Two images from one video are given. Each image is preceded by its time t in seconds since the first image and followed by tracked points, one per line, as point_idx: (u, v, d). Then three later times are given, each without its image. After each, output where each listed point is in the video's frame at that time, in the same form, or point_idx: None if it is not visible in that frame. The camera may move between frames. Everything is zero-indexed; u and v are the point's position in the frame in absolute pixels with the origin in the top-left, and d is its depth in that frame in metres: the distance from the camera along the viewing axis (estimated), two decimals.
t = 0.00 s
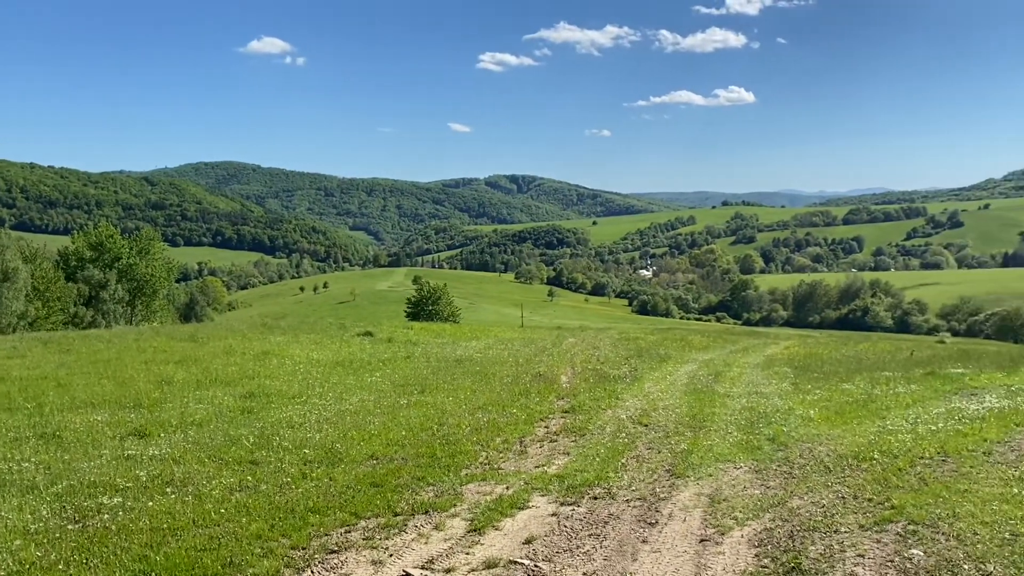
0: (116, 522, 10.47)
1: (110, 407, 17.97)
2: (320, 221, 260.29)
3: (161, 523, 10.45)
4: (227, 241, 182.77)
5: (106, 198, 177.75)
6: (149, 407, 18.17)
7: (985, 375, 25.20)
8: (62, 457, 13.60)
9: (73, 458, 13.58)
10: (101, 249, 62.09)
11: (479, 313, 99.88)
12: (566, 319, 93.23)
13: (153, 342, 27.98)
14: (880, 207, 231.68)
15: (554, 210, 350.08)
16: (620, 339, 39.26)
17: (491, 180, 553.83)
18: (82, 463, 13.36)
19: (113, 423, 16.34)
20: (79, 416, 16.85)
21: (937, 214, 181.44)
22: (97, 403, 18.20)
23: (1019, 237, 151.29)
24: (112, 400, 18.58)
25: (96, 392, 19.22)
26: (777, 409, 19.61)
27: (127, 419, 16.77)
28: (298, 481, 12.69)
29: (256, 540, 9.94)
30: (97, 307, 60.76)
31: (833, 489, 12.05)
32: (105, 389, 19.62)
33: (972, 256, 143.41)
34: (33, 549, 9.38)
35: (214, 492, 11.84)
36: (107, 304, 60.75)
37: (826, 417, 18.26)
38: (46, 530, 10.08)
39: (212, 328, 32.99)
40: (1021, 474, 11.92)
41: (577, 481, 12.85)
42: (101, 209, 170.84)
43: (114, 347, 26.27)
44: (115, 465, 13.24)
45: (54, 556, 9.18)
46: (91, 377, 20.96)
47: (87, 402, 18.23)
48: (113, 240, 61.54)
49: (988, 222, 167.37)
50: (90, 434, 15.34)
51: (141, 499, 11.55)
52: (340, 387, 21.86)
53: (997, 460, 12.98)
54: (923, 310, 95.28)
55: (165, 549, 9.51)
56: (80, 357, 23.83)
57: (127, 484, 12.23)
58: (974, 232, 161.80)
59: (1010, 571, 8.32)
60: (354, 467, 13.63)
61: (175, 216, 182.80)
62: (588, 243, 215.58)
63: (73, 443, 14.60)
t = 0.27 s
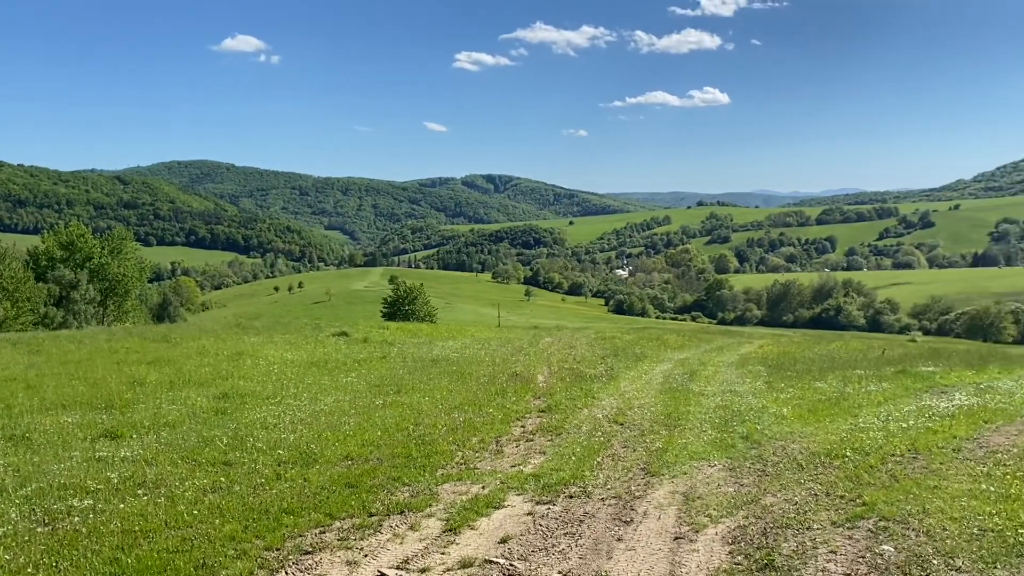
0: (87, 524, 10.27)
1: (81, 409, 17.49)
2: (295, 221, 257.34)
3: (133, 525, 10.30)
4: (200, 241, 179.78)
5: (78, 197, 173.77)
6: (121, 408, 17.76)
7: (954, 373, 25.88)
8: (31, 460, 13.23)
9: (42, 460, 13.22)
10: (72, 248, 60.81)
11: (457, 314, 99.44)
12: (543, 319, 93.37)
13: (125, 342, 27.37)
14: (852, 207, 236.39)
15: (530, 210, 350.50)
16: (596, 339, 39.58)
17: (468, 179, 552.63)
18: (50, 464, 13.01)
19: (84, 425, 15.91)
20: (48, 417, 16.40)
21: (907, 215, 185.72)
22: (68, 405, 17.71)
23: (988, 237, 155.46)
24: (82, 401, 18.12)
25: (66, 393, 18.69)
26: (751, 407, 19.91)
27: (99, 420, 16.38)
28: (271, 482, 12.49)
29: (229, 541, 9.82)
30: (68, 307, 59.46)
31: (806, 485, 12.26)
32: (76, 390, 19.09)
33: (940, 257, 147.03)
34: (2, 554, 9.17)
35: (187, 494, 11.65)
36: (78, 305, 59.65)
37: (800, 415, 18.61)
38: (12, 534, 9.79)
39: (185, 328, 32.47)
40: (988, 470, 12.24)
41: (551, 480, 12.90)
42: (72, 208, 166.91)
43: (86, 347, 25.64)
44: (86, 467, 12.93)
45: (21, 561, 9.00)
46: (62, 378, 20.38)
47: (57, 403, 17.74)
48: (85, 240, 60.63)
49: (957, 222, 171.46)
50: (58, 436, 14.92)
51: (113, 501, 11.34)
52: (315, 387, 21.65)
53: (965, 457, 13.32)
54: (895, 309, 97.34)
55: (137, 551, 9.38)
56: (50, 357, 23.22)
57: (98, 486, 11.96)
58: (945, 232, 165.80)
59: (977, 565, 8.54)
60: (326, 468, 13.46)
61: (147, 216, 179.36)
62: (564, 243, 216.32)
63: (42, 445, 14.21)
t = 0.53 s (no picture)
0: (56, 527, 10.01)
1: (50, 410, 16.99)
2: (269, 220, 253.71)
3: (103, 527, 10.04)
4: (172, 240, 176.20)
5: (46, 195, 169.56)
6: (91, 409, 17.28)
7: (924, 371, 26.54)
8: None
9: (8, 462, 12.80)
10: (40, 247, 58.79)
11: (434, 313, 98.92)
12: (520, 318, 93.48)
13: (95, 342, 26.66)
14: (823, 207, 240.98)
15: (505, 209, 350.25)
16: (572, 338, 39.76)
17: (444, 178, 550.56)
18: (16, 467, 12.59)
19: (53, 426, 15.47)
20: (14, 418, 15.90)
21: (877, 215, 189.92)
22: (36, 406, 17.19)
23: (957, 237, 160.02)
24: (50, 402, 17.58)
25: (34, 394, 18.14)
26: (724, 405, 20.18)
27: (69, 421, 15.91)
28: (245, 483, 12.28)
29: (201, 543, 9.65)
30: (36, 308, 57.71)
31: (779, 483, 12.46)
32: (43, 391, 18.53)
33: (910, 257, 150.67)
34: None
35: (159, 496, 11.39)
36: (47, 305, 57.95)
37: (772, 413, 18.93)
38: None
39: (156, 328, 31.77)
40: (956, 466, 12.57)
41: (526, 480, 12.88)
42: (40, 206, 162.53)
43: (54, 347, 24.90)
44: (54, 469, 12.58)
45: None
46: (29, 378, 19.77)
47: (24, 404, 17.19)
48: (54, 239, 58.81)
49: (926, 222, 175.81)
50: (25, 438, 14.46)
51: (82, 502, 11.05)
52: (289, 387, 21.34)
53: (935, 453, 13.67)
54: (866, 309, 99.72)
55: (107, 553, 9.19)
56: (17, 358, 22.50)
57: (67, 489, 11.61)
58: (915, 232, 170.11)
59: (945, 560, 8.73)
60: (300, 469, 13.26)
61: (118, 215, 175.22)
62: (540, 243, 216.71)
63: (9, 447, 13.76)
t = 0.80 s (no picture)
0: (23, 529, 9.70)
1: (15, 411, 16.42)
2: (242, 218, 249.26)
3: (72, 529, 9.77)
4: (144, 239, 172.48)
5: (12, 193, 164.50)
6: (59, 410, 16.77)
7: (893, 369, 27.15)
8: None
9: None
10: (7, 246, 55.77)
11: (410, 313, 98.17)
12: (496, 318, 93.30)
13: (63, 342, 25.84)
14: (795, 207, 245.22)
15: (481, 208, 349.51)
16: (547, 337, 39.88)
17: (419, 177, 546.81)
18: None
19: (19, 428, 14.98)
20: None
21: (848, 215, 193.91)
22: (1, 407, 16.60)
23: (926, 237, 164.44)
24: (16, 404, 17.00)
25: None
26: (699, 403, 20.47)
27: (36, 423, 15.42)
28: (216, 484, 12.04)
29: (171, 544, 9.45)
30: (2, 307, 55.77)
31: (751, 480, 12.65)
32: (8, 391, 17.92)
33: (880, 257, 154.14)
34: None
35: (130, 497, 11.12)
36: (15, 304, 56.20)
37: (746, 411, 19.21)
38: None
39: (126, 327, 31.03)
40: (925, 462, 12.89)
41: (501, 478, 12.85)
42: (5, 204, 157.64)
43: (20, 347, 24.11)
44: (20, 471, 12.17)
45: None
46: None
47: None
48: (22, 237, 56.14)
49: (897, 222, 180.09)
50: None
51: (50, 504, 10.73)
52: (262, 387, 21.00)
53: (904, 450, 14.02)
54: (837, 307, 101.79)
55: (76, 555, 8.95)
56: None
57: (32, 492, 11.21)
58: (885, 232, 174.20)
59: (914, 554, 8.96)
60: (273, 470, 12.99)
61: (88, 214, 171.13)
62: (516, 242, 216.78)
63: None
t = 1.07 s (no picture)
0: None
1: None
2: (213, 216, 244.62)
3: (40, 533, 9.47)
4: (113, 238, 168.32)
5: None
6: (26, 411, 16.24)
7: (864, 367, 27.80)
8: None
9: None
10: None
11: (386, 312, 97.31)
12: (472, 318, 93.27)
13: (28, 342, 25.00)
14: (766, 207, 249.52)
15: (457, 207, 348.27)
16: (523, 337, 39.87)
17: (394, 175, 542.24)
18: None
19: None
20: None
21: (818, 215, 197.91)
22: None
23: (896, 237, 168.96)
24: None
25: None
26: (672, 401, 20.72)
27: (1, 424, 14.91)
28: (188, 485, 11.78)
29: (142, 547, 9.22)
30: None
31: (724, 477, 12.81)
32: None
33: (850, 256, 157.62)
34: None
35: (99, 499, 10.81)
36: None
37: (719, 409, 19.47)
38: None
39: (95, 327, 30.19)
40: (894, 459, 13.20)
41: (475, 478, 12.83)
42: None
43: None
44: None
45: None
46: None
47: None
48: None
49: (867, 222, 184.51)
50: None
51: (17, 507, 10.39)
52: (234, 387, 20.61)
53: (874, 447, 14.37)
54: (809, 306, 103.70)
55: (44, 559, 8.67)
56: None
57: None
58: (856, 232, 178.21)
59: (884, 550, 9.17)
60: (245, 471, 12.75)
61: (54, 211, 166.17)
62: (491, 241, 216.65)
63: None
